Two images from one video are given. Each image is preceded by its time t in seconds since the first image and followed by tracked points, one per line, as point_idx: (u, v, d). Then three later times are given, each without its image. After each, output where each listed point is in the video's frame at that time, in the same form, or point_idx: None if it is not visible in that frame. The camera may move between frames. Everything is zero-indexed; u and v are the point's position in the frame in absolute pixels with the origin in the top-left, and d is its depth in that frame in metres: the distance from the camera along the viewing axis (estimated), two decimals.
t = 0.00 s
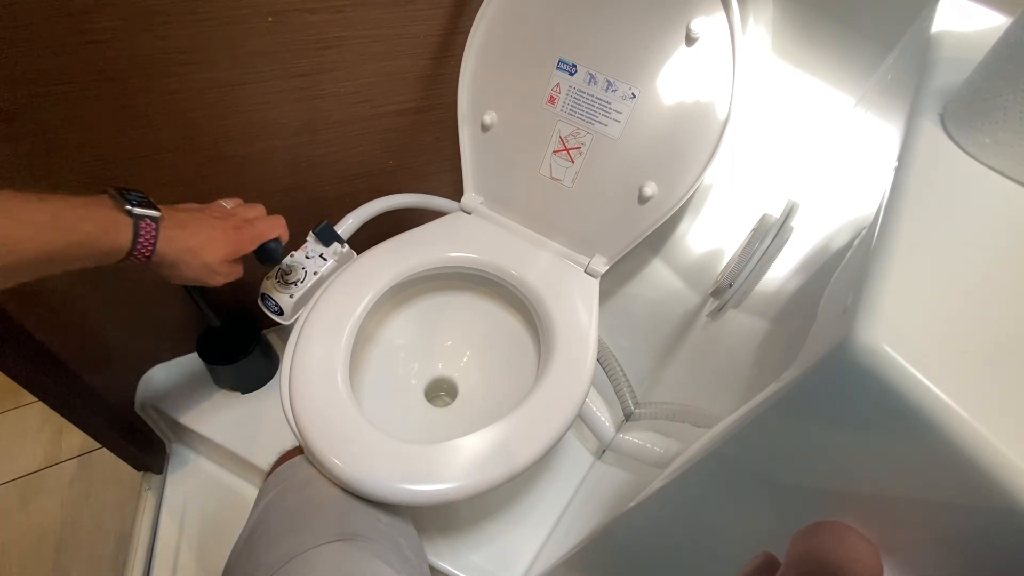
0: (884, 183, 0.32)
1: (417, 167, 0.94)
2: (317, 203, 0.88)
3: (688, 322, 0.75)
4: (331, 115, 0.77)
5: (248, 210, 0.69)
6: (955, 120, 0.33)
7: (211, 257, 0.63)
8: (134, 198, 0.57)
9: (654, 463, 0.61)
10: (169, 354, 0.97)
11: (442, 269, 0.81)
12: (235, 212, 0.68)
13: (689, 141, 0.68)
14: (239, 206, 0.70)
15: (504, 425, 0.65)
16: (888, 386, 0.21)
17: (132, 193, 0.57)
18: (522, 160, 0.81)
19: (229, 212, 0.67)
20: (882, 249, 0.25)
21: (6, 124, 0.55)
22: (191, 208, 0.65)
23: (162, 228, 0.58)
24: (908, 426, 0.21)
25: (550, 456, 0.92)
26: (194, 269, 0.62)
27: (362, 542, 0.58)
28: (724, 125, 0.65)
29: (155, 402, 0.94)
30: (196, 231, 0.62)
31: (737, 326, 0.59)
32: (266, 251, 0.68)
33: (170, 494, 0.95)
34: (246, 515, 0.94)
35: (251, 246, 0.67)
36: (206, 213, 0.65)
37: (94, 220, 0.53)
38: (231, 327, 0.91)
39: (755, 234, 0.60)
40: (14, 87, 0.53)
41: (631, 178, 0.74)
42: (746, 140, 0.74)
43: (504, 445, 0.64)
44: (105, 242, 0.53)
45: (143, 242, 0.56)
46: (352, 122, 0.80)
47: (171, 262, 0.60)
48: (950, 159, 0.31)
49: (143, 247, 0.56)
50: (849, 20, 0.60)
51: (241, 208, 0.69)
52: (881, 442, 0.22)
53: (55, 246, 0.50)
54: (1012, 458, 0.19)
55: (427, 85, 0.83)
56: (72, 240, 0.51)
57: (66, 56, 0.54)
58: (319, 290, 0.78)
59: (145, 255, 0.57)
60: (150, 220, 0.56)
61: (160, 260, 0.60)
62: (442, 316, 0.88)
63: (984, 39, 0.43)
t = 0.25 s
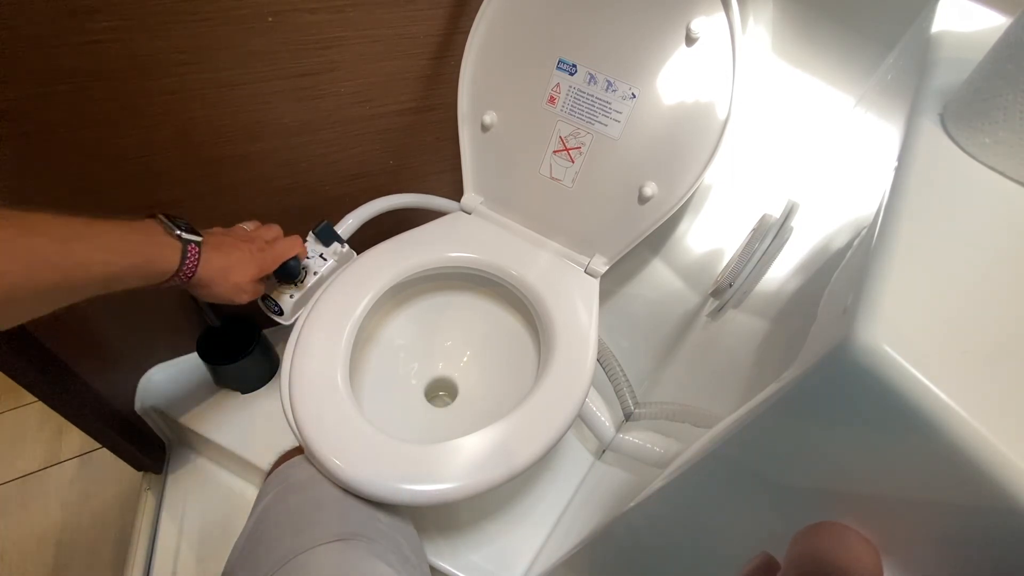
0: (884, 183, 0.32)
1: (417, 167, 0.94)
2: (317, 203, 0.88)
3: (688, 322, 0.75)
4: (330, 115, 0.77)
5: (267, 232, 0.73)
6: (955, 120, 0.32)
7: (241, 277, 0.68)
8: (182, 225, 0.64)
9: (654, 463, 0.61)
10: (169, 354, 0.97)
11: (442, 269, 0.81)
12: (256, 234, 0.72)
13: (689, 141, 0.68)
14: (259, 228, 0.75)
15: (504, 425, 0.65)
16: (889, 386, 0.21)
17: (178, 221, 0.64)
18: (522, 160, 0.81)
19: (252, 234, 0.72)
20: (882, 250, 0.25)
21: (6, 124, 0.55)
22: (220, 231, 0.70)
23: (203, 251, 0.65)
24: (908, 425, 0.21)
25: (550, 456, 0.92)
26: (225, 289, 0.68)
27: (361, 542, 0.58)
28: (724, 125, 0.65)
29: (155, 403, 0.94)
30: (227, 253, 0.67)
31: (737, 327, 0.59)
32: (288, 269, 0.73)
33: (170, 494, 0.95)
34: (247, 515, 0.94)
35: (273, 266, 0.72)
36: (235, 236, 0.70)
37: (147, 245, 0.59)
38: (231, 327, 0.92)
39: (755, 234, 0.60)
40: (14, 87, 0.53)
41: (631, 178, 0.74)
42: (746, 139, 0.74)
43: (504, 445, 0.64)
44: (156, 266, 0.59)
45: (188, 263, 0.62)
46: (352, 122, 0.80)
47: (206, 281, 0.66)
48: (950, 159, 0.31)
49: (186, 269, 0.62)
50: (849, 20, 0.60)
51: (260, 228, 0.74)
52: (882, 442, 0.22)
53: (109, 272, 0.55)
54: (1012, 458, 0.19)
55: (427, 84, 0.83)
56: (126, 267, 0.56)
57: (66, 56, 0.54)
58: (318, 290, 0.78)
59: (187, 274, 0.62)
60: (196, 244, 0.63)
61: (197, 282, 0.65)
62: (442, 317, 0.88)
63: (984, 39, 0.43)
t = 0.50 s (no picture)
0: (884, 183, 0.32)
1: (417, 167, 0.94)
2: (317, 203, 0.88)
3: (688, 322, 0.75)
4: (330, 115, 0.77)
5: (267, 234, 0.73)
6: (956, 120, 0.32)
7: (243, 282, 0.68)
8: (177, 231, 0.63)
9: (654, 463, 0.61)
10: (169, 354, 0.97)
11: (442, 269, 0.81)
12: (255, 238, 0.72)
13: (689, 141, 0.69)
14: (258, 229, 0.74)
15: (504, 425, 0.65)
16: (889, 386, 0.21)
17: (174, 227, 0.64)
18: (522, 160, 0.81)
19: (251, 237, 0.72)
20: (882, 250, 0.25)
21: (6, 123, 0.55)
22: (219, 236, 0.70)
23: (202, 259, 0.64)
24: (908, 425, 0.21)
25: (550, 456, 0.92)
26: (225, 296, 0.67)
27: (362, 542, 0.58)
28: (724, 125, 0.65)
29: (155, 403, 0.94)
30: (227, 259, 0.67)
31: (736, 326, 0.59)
32: (289, 269, 0.73)
33: (170, 494, 0.95)
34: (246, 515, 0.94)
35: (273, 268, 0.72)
36: (234, 240, 0.70)
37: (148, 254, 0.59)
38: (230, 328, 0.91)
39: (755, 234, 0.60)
40: (14, 87, 0.53)
41: (630, 178, 0.74)
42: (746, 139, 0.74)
43: (504, 445, 0.64)
44: (155, 275, 0.59)
45: (188, 272, 0.61)
46: (352, 122, 0.80)
47: (207, 289, 0.65)
48: (950, 159, 0.31)
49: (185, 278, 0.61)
50: (849, 20, 0.60)
51: (259, 231, 0.73)
52: (882, 442, 0.22)
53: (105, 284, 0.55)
54: (1013, 459, 0.19)
55: (427, 84, 0.83)
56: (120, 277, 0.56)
57: (65, 56, 0.54)
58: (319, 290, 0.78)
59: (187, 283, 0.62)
60: (195, 251, 0.62)
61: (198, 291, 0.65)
62: (442, 317, 0.88)
63: (984, 38, 0.43)
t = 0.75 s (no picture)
0: (884, 183, 0.32)
1: (417, 167, 0.94)
2: (317, 203, 0.88)
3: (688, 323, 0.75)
4: (330, 115, 0.77)
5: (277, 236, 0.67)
6: (955, 120, 0.32)
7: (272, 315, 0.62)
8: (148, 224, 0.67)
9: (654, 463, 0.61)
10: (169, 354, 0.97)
11: (442, 269, 0.81)
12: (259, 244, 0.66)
13: (689, 141, 0.68)
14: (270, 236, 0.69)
15: (504, 425, 0.65)
16: (889, 386, 0.21)
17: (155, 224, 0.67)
18: (522, 160, 0.81)
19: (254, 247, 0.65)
20: (881, 250, 0.25)
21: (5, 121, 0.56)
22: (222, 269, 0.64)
23: (204, 307, 0.58)
24: (909, 426, 0.21)
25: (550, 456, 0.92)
26: (259, 316, 0.61)
27: (361, 542, 0.58)
28: (724, 125, 0.65)
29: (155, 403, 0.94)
30: (238, 288, 0.61)
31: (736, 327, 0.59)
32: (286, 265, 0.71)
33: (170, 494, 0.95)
34: (246, 514, 0.94)
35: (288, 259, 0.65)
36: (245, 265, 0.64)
37: (152, 323, 0.55)
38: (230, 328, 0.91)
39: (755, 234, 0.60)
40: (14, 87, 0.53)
41: (631, 178, 0.74)
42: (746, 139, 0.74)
43: (504, 445, 0.64)
44: (156, 345, 0.55)
45: (190, 326, 0.56)
46: (352, 123, 0.80)
47: (234, 328, 0.59)
48: (951, 159, 0.31)
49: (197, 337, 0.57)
50: (849, 20, 0.60)
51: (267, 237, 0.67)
52: (882, 442, 0.22)
53: (99, 373, 0.51)
54: (1012, 459, 0.19)
55: (428, 84, 0.83)
56: (121, 364, 0.52)
57: (65, 56, 0.54)
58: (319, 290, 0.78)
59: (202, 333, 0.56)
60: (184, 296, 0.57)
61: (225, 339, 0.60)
62: (442, 317, 0.88)
63: (984, 38, 0.43)
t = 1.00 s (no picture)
0: (884, 183, 0.32)
1: (417, 167, 0.94)
2: (317, 203, 0.88)
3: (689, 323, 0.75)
4: (330, 115, 0.77)
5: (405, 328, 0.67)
6: (955, 120, 0.33)
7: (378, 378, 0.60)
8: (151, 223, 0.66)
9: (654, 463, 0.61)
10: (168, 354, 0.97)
11: (442, 269, 0.81)
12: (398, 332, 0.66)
13: (689, 141, 0.68)
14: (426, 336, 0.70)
15: (504, 425, 0.65)
16: (890, 386, 0.21)
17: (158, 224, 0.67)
18: (522, 160, 0.81)
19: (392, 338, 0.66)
20: (881, 250, 0.25)
21: (4, 121, 0.56)
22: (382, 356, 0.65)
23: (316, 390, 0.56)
24: (909, 425, 0.21)
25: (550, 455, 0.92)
26: (366, 401, 0.58)
27: (362, 542, 0.58)
28: (724, 125, 0.65)
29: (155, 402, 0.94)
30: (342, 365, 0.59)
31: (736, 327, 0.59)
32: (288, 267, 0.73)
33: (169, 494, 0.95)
34: (246, 518, 0.93)
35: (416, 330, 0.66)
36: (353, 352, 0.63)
37: (279, 439, 0.51)
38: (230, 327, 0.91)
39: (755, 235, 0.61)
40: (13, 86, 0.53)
41: (631, 178, 0.74)
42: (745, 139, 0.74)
43: (504, 445, 0.64)
44: (277, 453, 0.50)
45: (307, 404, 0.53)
46: (352, 122, 0.80)
47: (342, 406, 0.56)
48: (951, 159, 0.31)
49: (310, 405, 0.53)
50: (849, 21, 0.60)
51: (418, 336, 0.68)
52: (882, 442, 0.22)
53: (194, 484, 0.46)
54: (1011, 457, 0.19)
55: (428, 84, 0.82)
56: (218, 474, 0.47)
57: (64, 56, 0.54)
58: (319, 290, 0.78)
59: (320, 418, 0.53)
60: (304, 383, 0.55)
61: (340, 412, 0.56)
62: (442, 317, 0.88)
63: (984, 38, 0.43)
